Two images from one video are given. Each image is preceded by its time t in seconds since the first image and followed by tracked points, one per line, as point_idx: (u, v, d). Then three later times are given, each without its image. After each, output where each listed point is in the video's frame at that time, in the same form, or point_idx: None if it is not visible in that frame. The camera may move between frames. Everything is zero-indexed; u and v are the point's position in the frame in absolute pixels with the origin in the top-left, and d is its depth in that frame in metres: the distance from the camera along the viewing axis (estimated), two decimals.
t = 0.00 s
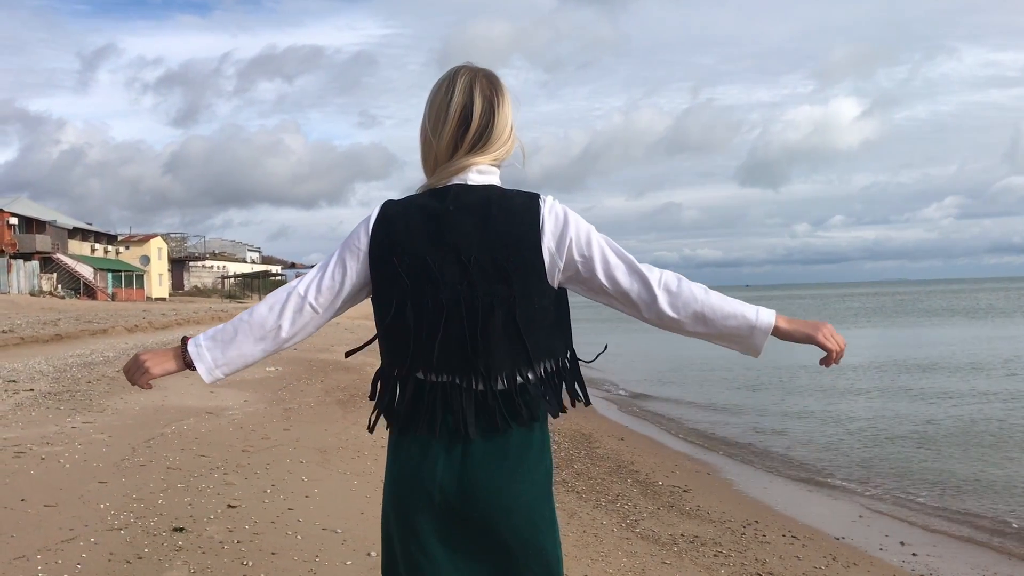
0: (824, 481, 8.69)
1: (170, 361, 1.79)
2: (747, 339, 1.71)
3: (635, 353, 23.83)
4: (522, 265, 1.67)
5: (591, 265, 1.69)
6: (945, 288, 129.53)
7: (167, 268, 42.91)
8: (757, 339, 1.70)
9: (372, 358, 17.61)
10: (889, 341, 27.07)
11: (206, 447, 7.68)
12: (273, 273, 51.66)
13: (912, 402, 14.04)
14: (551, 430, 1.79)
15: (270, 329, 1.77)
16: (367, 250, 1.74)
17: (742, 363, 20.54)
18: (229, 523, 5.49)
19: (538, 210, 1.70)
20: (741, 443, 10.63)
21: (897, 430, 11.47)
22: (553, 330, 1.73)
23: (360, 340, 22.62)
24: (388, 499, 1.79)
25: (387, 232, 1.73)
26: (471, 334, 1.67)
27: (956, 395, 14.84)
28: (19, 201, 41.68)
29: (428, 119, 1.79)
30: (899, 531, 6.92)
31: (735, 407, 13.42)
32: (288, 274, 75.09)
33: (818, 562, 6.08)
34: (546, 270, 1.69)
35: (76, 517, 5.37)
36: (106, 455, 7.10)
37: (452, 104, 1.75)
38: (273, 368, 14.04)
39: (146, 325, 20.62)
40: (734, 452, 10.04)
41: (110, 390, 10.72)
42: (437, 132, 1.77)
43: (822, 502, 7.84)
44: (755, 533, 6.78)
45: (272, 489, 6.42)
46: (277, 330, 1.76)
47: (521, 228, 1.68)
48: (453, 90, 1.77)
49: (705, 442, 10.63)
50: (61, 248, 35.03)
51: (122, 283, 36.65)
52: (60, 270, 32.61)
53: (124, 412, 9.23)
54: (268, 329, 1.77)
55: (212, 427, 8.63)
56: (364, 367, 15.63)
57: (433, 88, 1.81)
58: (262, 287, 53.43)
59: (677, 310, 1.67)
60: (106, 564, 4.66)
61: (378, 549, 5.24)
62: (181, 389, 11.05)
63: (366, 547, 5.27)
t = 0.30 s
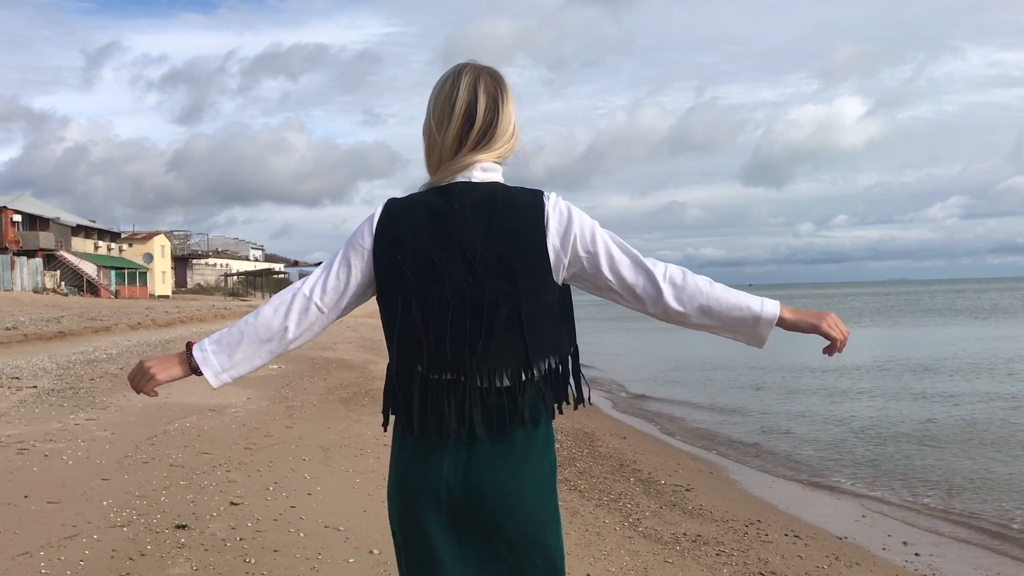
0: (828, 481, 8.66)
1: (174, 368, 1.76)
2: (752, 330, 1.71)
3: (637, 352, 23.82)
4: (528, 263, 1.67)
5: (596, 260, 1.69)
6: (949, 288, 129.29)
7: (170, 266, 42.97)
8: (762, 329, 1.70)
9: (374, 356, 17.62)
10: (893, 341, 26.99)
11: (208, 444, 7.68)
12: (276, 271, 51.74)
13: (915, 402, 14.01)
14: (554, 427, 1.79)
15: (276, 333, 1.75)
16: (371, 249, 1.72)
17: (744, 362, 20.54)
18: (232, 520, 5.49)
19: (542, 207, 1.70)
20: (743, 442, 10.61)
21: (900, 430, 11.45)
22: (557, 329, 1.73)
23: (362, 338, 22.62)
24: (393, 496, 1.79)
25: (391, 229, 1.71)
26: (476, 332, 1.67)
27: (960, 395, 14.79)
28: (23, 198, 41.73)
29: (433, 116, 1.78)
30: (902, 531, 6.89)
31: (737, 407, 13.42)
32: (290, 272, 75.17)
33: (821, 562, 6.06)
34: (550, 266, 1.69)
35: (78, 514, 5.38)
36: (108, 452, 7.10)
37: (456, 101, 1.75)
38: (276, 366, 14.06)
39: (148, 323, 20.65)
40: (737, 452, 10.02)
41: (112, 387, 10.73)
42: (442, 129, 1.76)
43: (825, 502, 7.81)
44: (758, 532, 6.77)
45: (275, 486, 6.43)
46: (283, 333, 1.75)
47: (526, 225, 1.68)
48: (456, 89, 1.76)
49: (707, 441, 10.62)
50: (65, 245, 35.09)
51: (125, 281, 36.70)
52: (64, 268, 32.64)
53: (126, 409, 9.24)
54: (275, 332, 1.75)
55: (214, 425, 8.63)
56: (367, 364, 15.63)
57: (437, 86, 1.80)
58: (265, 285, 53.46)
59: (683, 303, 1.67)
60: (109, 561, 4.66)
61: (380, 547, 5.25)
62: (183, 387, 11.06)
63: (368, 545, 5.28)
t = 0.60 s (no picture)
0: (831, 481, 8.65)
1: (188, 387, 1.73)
2: (750, 339, 1.70)
3: (640, 352, 23.81)
4: (538, 260, 1.67)
5: (601, 260, 1.69)
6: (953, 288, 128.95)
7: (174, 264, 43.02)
8: (760, 338, 1.70)
9: (377, 354, 17.65)
10: (898, 341, 26.90)
11: (212, 442, 7.70)
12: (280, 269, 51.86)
13: (919, 402, 13.98)
14: (560, 423, 1.79)
15: (294, 342, 1.74)
16: (380, 246, 1.71)
17: (747, 361, 20.52)
18: (235, 518, 5.50)
19: (550, 204, 1.70)
20: (748, 441, 10.61)
21: (903, 430, 11.43)
22: (566, 326, 1.74)
23: (366, 336, 22.65)
24: (401, 497, 1.77)
25: (400, 226, 1.70)
26: (486, 329, 1.66)
27: (964, 395, 14.74)
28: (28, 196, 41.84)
29: (439, 113, 1.77)
30: (905, 531, 6.87)
31: (739, 406, 13.40)
32: (294, 270, 75.38)
33: (823, 562, 6.05)
34: (559, 264, 1.70)
35: (82, 511, 5.40)
36: (112, 450, 7.13)
37: (463, 97, 1.74)
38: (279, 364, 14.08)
39: (152, 320, 20.71)
40: (740, 451, 10.00)
41: (116, 385, 10.75)
42: (449, 125, 1.75)
43: (827, 502, 7.79)
44: (761, 532, 6.76)
45: (278, 484, 6.44)
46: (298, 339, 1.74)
47: (536, 222, 1.68)
48: (464, 84, 1.75)
49: (710, 440, 10.62)
50: (69, 243, 35.18)
51: (129, 279, 36.74)
52: (68, 266, 32.69)
53: (130, 407, 9.26)
54: (291, 338, 1.74)
55: (217, 423, 8.65)
56: (370, 363, 15.64)
57: (444, 81, 1.79)
58: (268, 283, 53.52)
59: (685, 306, 1.67)
60: (112, 558, 4.67)
61: (383, 546, 5.25)
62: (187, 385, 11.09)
63: (371, 543, 5.28)
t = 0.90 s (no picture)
0: (833, 480, 8.64)
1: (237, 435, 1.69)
2: (735, 364, 1.75)
3: (644, 351, 23.80)
4: (557, 257, 1.69)
5: (611, 266, 1.73)
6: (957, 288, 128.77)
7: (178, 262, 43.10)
8: (745, 364, 1.75)
9: (381, 353, 17.66)
10: (901, 340, 26.88)
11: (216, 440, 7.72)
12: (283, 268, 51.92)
13: (922, 401, 13.97)
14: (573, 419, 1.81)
15: (335, 369, 1.73)
16: (397, 246, 1.69)
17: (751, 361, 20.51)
18: (238, 516, 5.51)
19: (567, 203, 1.72)
20: (751, 441, 10.62)
21: (906, 429, 11.42)
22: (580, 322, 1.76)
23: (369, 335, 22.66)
24: (415, 493, 1.77)
25: (418, 224, 1.69)
26: (507, 327, 1.67)
27: (966, 395, 14.74)
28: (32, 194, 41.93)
29: (445, 113, 1.77)
30: (908, 531, 6.85)
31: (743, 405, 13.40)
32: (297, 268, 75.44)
33: (827, 562, 6.04)
34: (576, 263, 1.71)
35: (87, 509, 5.41)
36: (117, 448, 7.15)
37: (470, 94, 1.73)
38: (283, 362, 14.09)
39: (156, 319, 20.74)
40: (743, 451, 10.00)
41: (120, 383, 10.78)
42: (456, 123, 1.75)
43: (830, 502, 7.78)
44: (764, 531, 6.75)
45: (282, 482, 6.45)
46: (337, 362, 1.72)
47: (553, 220, 1.70)
48: (468, 82, 1.75)
49: (714, 440, 10.63)
50: (73, 242, 35.26)
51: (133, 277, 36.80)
52: (72, 264, 32.73)
53: (134, 405, 9.29)
54: (334, 361, 1.72)
55: (221, 421, 8.66)
56: (373, 361, 15.66)
57: (448, 81, 1.80)
58: (272, 281, 53.58)
59: (681, 322, 1.71)
60: (117, 556, 4.68)
61: (387, 544, 5.26)
62: (191, 383, 11.10)
63: (375, 542, 5.29)
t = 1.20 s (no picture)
0: (836, 479, 8.63)
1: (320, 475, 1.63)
2: (708, 387, 1.84)
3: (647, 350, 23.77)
4: (580, 255, 1.73)
5: (620, 273, 1.79)
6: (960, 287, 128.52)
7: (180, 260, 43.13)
8: (717, 389, 1.85)
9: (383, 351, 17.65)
10: (903, 340, 26.81)
11: (218, 438, 7.72)
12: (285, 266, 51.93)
13: (925, 401, 13.93)
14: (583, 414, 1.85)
15: (399, 385, 1.69)
16: (421, 245, 1.66)
17: (753, 360, 20.46)
18: (240, 515, 5.51)
19: (584, 203, 1.76)
20: (753, 439, 10.60)
21: (909, 429, 11.40)
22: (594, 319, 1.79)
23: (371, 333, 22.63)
24: (431, 493, 1.75)
25: (440, 222, 1.67)
26: (533, 324, 1.69)
27: (968, 395, 14.71)
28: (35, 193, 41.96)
29: (461, 110, 1.75)
30: (911, 531, 6.84)
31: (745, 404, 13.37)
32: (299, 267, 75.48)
33: (829, 561, 6.03)
34: (594, 262, 1.76)
35: (89, 507, 5.41)
36: (119, 446, 7.15)
37: (490, 93, 1.72)
38: (285, 361, 14.09)
39: (159, 317, 20.74)
40: (745, 450, 9.99)
41: (122, 381, 10.78)
42: (472, 120, 1.74)
43: (833, 501, 7.76)
44: (767, 531, 6.74)
45: (284, 481, 6.45)
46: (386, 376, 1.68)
47: (574, 219, 1.73)
48: (485, 81, 1.74)
49: (716, 438, 10.61)
50: (75, 240, 35.26)
51: (135, 275, 36.84)
52: (74, 262, 32.74)
53: (136, 403, 9.29)
54: (396, 379, 1.68)
55: (224, 419, 8.67)
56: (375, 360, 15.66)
57: (461, 79, 1.78)
58: (274, 279, 53.61)
59: (672, 338, 1.79)
60: (119, 554, 4.69)
61: (389, 543, 5.25)
62: (193, 381, 11.10)
63: (377, 540, 5.29)
